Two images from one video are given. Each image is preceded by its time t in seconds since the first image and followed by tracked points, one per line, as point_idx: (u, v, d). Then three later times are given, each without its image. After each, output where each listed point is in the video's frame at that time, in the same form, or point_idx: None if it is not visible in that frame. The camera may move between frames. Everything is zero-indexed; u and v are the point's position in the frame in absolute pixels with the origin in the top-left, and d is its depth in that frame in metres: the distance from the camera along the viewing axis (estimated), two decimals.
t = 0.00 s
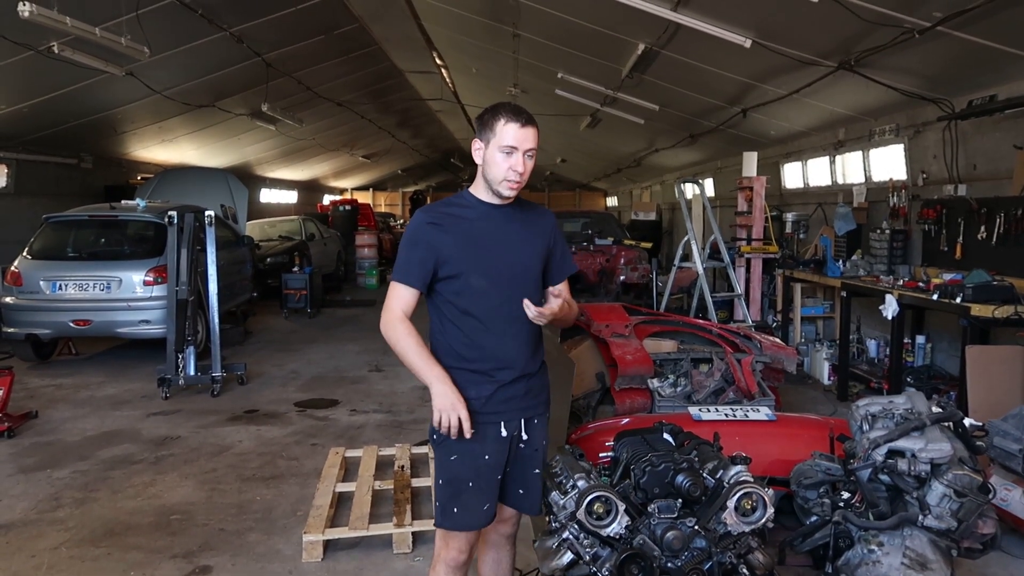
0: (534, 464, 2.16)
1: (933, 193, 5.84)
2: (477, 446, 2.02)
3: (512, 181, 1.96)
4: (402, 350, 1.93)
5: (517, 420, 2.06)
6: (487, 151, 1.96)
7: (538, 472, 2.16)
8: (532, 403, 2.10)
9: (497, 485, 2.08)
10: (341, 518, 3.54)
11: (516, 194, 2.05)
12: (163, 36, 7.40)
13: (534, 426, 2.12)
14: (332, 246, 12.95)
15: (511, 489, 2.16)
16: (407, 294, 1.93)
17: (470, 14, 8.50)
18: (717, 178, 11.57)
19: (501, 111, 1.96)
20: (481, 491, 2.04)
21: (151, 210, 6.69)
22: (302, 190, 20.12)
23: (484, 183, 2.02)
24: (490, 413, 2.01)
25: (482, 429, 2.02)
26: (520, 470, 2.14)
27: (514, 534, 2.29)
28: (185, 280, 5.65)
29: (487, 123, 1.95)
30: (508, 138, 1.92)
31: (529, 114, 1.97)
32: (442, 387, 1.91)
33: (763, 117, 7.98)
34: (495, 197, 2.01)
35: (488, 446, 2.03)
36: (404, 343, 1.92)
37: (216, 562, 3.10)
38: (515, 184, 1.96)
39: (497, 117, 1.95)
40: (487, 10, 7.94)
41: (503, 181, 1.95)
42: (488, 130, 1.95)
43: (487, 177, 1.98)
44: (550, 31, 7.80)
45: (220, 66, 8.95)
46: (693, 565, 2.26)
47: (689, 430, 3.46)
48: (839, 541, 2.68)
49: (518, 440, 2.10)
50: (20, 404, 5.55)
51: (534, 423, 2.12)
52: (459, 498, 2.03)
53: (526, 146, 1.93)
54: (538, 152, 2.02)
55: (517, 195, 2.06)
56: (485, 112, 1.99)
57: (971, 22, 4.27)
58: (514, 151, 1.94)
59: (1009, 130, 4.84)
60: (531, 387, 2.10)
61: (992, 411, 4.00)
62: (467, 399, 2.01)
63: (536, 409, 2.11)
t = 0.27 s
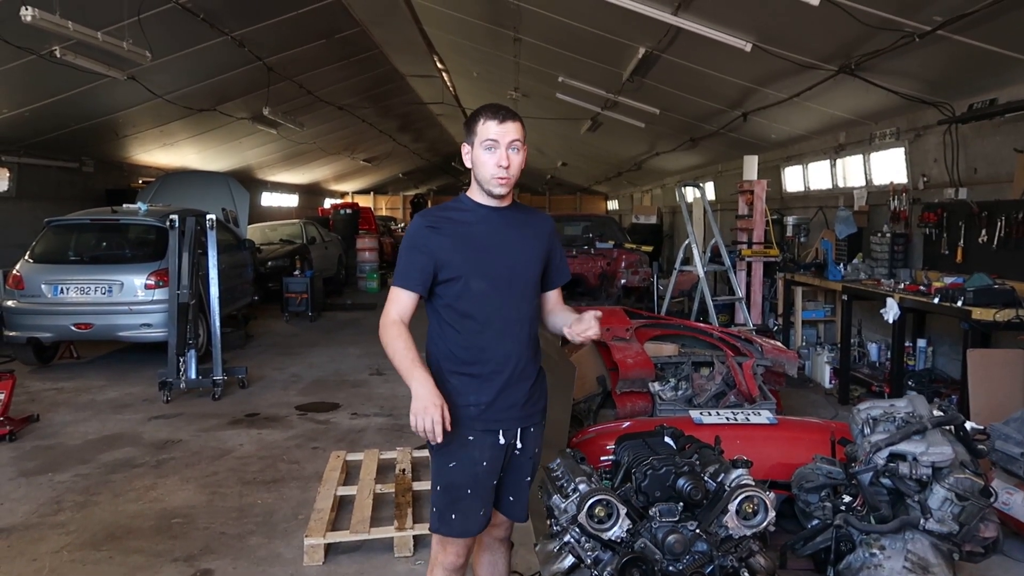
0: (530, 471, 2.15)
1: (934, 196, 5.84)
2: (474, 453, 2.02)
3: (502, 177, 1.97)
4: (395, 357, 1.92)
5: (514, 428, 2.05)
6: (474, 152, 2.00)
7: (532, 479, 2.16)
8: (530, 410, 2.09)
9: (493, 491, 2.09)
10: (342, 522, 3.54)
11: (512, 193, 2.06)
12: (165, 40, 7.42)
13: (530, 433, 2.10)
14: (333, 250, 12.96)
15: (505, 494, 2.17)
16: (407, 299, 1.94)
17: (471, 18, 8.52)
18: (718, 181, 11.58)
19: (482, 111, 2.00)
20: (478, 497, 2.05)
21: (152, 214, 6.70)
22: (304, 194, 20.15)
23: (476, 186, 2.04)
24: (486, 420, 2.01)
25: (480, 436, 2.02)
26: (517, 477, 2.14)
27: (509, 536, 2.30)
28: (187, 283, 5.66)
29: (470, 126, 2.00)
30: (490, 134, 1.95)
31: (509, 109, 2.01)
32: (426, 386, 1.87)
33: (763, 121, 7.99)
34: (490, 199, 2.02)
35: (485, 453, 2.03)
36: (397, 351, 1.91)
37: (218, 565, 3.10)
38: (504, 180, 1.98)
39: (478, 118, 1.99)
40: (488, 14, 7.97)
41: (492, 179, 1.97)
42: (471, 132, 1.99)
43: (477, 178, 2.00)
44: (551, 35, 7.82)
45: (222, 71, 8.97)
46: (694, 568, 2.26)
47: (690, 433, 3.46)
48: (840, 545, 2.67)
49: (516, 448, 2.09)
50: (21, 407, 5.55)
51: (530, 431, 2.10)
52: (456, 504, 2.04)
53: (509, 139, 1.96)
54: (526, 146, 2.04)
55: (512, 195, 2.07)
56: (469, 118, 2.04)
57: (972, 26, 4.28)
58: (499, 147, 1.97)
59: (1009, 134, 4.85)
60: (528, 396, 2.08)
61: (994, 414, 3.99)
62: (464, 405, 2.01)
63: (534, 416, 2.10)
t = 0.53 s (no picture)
0: (529, 472, 2.15)
1: (935, 198, 5.84)
2: (474, 454, 2.02)
3: (495, 176, 1.99)
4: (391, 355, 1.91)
5: (515, 429, 2.05)
6: (465, 152, 2.02)
7: (532, 480, 2.16)
8: (530, 411, 2.09)
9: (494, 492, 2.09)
10: (343, 523, 3.54)
11: (507, 191, 2.07)
12: (167, 42, 7.43)
13: (530, 434, 2.11)
14: (335, 252, 12.98)
15: (505, 496, 2.17)
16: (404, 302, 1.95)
17: (472, 20, 8.53)
18: (719, 183, 11.59)
19: (472, 111, 2.02)
20: (478, 498, 2.05)
21: (154, 215, 6.70)
22: (305, 195, 20.16)
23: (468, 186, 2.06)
24: (486, 421, 2.02)
25: (480, 437, 2.02)
26: (517, 478, 2.14)
27: (509, 538, 2.30)
28: (188, 285, 5.66)
29: (460, 126, 2.02)
30: (480, 133, 1.97)
31: (500, 108, 2.02)
32: (414, 367, 1.81)
33: (764, 123, 8.00)
34: (484, 199, 2.03)
35: (485, 454, 2.03)
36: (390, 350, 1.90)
37: (218, 566, 3.11)
38: (495, 179, 1.99)
39: (468, 118, 2.01)
40: (489, 16, 7.98)
41: (483, 178, 1.98)
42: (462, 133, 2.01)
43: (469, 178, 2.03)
44: (552, 38, 7.84)
45: (223, 72, 8.99)
46: (695, 570, 2.26)
47: (691, 434, 3.46)
48: (841, 546, 2.66)
49: (516, 449, 2.09)
50: (22, 409, 5.56)
51: (530, 432, 2.10)
52: (456, 505, 2.04)
53: (498, 138, 1.97)
54: (518, 143, 2.04)
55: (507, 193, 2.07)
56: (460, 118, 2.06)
57: (972, 28, 4.28)
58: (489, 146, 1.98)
59: (1009, 136, 4.85)
60: (529, 396, 2.08)
61: (995, 416, 4.00)
62: (464, 407, 2.01)
63: (533, 417, 2.10)
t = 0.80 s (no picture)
0: (530, 471, 2.15)
1: (935, 199, 5.84)
2: (475, 453, 2.02)
3: (489, 177, 1.99)
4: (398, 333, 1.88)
5: (515, 427, 2.06)
6: (460, 152, 2.02)
7: (533, 479, 2.17)
8: (530, 409, 2.09)
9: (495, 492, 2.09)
10: (343, 523, 3.54)
11: (504, 191, 2.07)
12: (167, 43, 7.44)
13: (531, 433, 2.11)
14: (335, 252, 12.98)
15: (506, 495, 2.18)
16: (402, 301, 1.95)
17: (472, 20, 8.54)
18: (719, 184, 11.59)
19: (467, 111, 2.01)
20: (479, 497, 2.05)
21: (154, 216, 6.71)
22: (305, 196, 20.17)
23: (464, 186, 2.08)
24: (487, 420, 2.02)
25: (481, 436, 2.02)
26: (518, 477, 2.14)
27: (510, 538, 2.30)
28: (189, 285, 5.67)
29: (455, 127, 2.02)
30: (474, 135, 1.97)
31: (495, 108, 2.01)
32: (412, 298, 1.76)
33: (765, 124, 8.00)
34: (481, 199, 2.04)
35: (486, 453, 2.03)
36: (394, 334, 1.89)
37: (219, 566, 3.11)
38: (491, 180, 2.00)
39: (463, 119, 2.01)
40: (489, 17, 7.99)
41: (478, 180, 1.99)
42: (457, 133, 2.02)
43: (464, 178, 2.04)
44: (553, 38, 7.84)
45: (224, 73, 9.00)
46: (696, 569, 2.26)
47: (691, 434, 3.46)
48: (842, 546, 2.65)
49: (516, 447, 2.09)
50: (23, 409, 5.56)
51: (531, 430, 2.11)
52: (458, 505, 2.04)
53: (493, 139, 1.97)
54: (514, 144, 2.04)
55: (503, 192, 2.08)
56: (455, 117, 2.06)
57: (972, 28, 4.29)
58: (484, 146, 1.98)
59: (1010, 136, 4.85)
60: (529, 395, 2.08)
61: (995, 416, 4.00)
62: (465, 406, 2.01)
63: (534, 416, 2.11)
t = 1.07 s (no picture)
0: (530, 469, 2.15)
1: (935, 196, 5.84)
2: (472, 450, 2.03)
3: (491, 174, 1.99)
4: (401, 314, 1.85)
5: (513, 424, 2.06)
6: (463, 148, 2.01)
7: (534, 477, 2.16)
8: (528, 407, 2.09)
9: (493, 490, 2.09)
10: (344, 521, 3.55)
11: (504, 188, 2.08)
12: (168, 41, 7.44)
13: (529, 430, 2.11)
14: (336, 251, 12.99)
15: (507, 495, 2.18)
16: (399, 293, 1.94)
17: (473, 18, 8.53)
18: (720, 182, 11.59)
19: (469, 107, 2.00)
20: (477, 495, 2.05)
21: (155, 214, 6.71)
22: (306, 194, 20.17)
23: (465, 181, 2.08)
24: (484, 417, 2.02)
25: (478, 433, 2.02)
26: (517, 475, 2.14)
27: (514, 538, 2.30)
28: (190, 284, 5.68)
29: (458, 122, 2.01)
30: (477, 131, 1.96)
31: (497, 103, 2.00)
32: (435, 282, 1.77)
33: (765, 121, 7.99)
34: (482, 194, 2.05)
35: (483, 450, 2.03)
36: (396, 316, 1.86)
37: (221, 563, 3.12)
38: (493, 177, 2.00)
39: (466, 114, 1.99)
40: (489, 15, 7.99)
41: (481, 176, 2.00)
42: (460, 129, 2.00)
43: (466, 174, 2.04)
44: (553, 36, 7.84)
45: (224, 72, 9.00)
46: (695, 566, 2.27)
47: (692, 431, 3.47)
48: (841, 542, 2.68)
49: (514, 445, 2.09)
50: (24, 407, 5.57)
51: (529, 428, 2.11)
52: (455, 502, 2.05)
53: (496, 135, 1.96)
54: (515, 139, 2.04)
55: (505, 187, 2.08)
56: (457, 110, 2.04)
57: (973, 26, 4.28)
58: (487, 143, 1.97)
59: (1010, 134, 4.85)
60: (526, 392, 2.08)
61: (995, 413, 4.00)
62: (461, 403, 2.02)
63: (532, 413, 2.11)
